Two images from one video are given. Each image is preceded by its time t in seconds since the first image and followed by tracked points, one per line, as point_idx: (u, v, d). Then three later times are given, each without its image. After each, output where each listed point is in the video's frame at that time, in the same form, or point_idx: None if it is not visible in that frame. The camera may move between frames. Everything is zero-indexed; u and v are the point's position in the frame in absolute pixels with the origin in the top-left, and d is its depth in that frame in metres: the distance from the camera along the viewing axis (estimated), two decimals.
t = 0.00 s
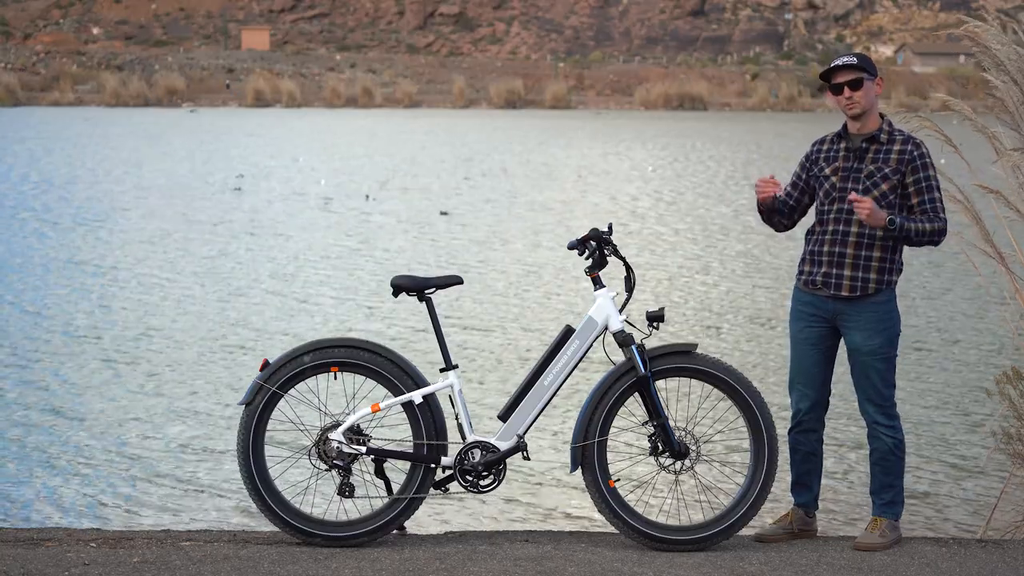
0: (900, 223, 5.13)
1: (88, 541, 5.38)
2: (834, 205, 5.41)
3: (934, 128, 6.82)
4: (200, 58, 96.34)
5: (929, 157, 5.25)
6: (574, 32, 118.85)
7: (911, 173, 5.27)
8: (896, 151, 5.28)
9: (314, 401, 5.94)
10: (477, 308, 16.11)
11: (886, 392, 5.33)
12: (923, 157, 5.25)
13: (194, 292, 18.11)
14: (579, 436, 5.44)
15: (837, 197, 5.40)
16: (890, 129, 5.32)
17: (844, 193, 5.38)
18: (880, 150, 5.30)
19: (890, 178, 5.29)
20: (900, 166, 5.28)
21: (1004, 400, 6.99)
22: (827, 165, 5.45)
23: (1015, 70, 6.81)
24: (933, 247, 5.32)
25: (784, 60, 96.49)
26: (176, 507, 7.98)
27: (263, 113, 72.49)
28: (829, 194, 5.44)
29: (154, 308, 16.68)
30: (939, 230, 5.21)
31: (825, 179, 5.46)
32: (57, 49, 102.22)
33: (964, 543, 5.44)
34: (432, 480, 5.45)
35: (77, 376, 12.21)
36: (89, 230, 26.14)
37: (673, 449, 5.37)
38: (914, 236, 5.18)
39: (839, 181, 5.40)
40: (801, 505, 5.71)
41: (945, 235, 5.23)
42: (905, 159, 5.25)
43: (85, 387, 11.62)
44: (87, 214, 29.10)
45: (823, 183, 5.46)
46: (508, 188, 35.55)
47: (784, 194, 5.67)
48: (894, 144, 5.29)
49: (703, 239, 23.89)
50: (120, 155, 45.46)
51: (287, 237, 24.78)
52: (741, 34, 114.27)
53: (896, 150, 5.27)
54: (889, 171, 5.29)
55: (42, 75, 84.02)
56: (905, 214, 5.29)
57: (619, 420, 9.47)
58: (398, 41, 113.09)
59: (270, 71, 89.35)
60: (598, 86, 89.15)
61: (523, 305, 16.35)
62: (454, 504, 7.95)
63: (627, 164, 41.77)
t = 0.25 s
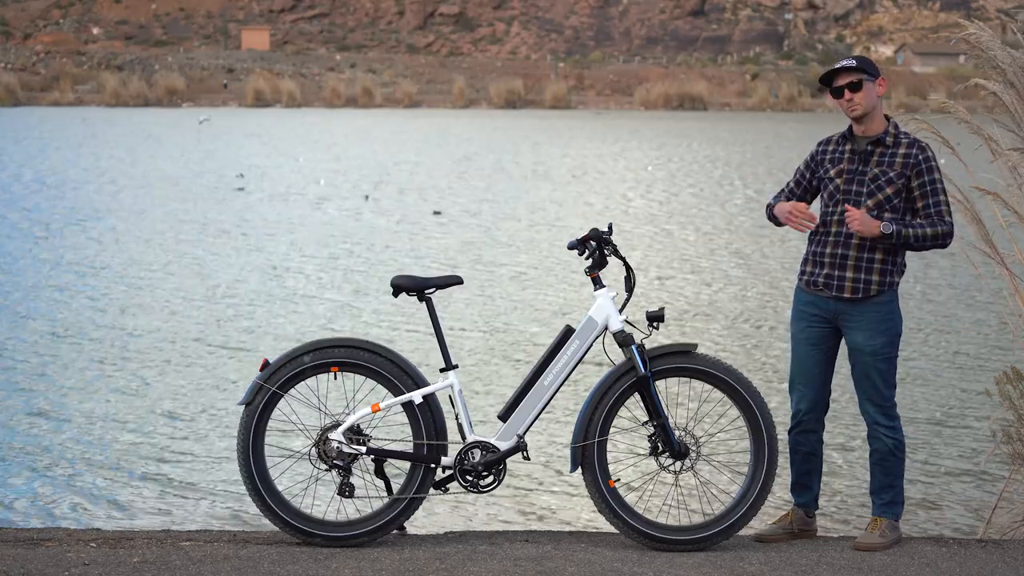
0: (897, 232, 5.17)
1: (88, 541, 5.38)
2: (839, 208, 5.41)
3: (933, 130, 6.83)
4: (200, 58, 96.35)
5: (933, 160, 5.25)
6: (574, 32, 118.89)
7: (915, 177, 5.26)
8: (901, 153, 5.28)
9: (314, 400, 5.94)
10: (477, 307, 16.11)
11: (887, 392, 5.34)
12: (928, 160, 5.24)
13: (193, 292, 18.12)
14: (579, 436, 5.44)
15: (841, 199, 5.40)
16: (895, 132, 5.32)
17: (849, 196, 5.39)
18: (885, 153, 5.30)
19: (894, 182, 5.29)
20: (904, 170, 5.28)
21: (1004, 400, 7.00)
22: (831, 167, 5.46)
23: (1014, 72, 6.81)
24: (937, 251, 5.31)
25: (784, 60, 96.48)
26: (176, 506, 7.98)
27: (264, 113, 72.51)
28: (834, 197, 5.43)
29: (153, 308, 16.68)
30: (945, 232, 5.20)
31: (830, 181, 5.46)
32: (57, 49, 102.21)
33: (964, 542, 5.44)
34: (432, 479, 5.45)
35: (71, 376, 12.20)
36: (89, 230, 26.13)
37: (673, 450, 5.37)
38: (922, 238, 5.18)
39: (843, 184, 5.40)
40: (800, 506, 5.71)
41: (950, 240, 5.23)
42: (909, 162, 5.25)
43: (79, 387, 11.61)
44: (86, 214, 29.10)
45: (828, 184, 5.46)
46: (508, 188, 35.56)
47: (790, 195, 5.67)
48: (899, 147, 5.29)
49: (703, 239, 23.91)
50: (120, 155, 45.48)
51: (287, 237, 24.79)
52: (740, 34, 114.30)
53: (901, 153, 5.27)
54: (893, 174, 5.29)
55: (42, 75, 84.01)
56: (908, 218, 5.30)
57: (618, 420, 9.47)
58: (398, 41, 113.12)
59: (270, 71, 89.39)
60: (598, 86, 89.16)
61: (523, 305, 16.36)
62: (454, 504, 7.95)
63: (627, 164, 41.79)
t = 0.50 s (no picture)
0: (893, 232, 5.17)
1: (88, 541, 5.39)
2: (841, 208, 5.42)
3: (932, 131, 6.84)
4: (200, 58, 96.34)
5: (933, 158, 5.24)
6: (574, 33, 118.94)
7: (914, 173, 5.25)
8: (901, 151, 5.27)
9: (315, 400, 5.94)
10: (477, 307, 16.10)
11: (890, 392, 5.33)
12: (926, 157, 5.23)
13: (193, 292, 18.13)
14: (579, 436, 5.44)
15: (843, 199, 5.41)
16: (893, 129, 5.31)
17: (851, 195, 5.39)
18: (884, 151, 5.29)
19: (893, 180, 5.29)
20: (904, 167, 5.27)
21: (1003, 400, 7.00)
22: (832, 166, 5.46)
23: (1010, 72, 6.80)
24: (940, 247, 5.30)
25: (784, 60, 96.41)
26: (176, 507, 7.96)
27: (263, 113, 72.51)
28: (835, 197, 5.44)
29: (153, 308, 16.68)
30: (946, 229, 5.18)
31: (830, 181, 5.47)
32: (56, 49, 102.22)
33: (965, 543, 5.43)
34: (432, 479, 5.45)
35: (70, 375, 12.20)
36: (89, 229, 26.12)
37: (672, 450, 5.37)
38: (919, 238, 5.18)
39: (844, 184, 5.40)
40: (800, 505, 5.71)
41: (951, 235, 5.20)
42: (908, 160, 5.24)
43: (76, 387, 11.61)
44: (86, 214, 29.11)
45: (829, 184, 5.47)
46: (508, 188, 35.52)
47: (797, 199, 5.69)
48: (897, 144, 5.28)
49: (702, 239, 23.89)
50: (120, 155, 45.47)
51: (287, 237, 24.77)
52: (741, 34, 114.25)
53: (899, 151, 5.26)
54: (892, 171, 5.28)
55: (42, 75, 84.00)
56: (907, 216, 5.30)
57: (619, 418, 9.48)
58: (398, 41, 113.15)
59: (270, 71, 89.36)
60: (599, 86, 89.13)
61: (522, 305, 16.36)
62: (454, 504, 7.96)
63: (627, 164, 41.78)
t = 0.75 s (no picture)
0: (896, 235, 5.18)
1: (88, 541, 5.39)
2: (846, 210, 5.42)
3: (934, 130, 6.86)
4: (200, 58, 96.37)
5: (937, 159, 5.24)
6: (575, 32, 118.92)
7: (917, 175, 5.25)
8: (903, 152, 5.26)
9: (316, 400, 5.93)
10: (477, 307, 16.10)
11: (895, 391, 5.33)
12: (929, 158, 5.23)
13: (193, 292, 18.13)
14: (579, 436, 5.44)
15: (847, 201, 5.41)
16: (896, 131, 5.31)
17: (855, 198, 5.39)
18: (887, 153, 5.30)
19: (897, 181, 5.29)
20: (906, 168, 5.27)
21: (1005, 401, 6.99)
22: (836, 168, 5.46)
23: (1011, 74, 6.87)
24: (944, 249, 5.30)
25: (784, 60, 96.35)
26: (177, 508, 7.96)
27: (263, 113, 72.52)
28: (839, 200, 5.44)
29: (153, 308, 16.67)
30: (947, 232, 5.18)
31: (834, 183, 5.46)
32: (57, 49, 102.26)
33: (965, 542, 5.44)
34: (432, 479, 5.45)
35: (67, 376, 12.21)
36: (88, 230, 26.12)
37: (674, 449, 5.37)
38: (922, 242, 5.18)
39: (848, 186, 5.40)
40: (801, 506, 5.71)
41: (955, 235, 5.20)
42: (911, 161, 5.24)
43: (75, 386, 11.62)
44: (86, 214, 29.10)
45: (833, 186, 5.47)
46: (508, 188, 35.51)
47: (803, 205, 5.71)
48: (901, 145, 5.28)
49: (702, 239, 23.89)
50: (119, 155, 45.46)
51: (287, 237, 24.78)
52: (741, 34, 114.22)
53: (903, 153, 5.26)
54: (895, 173, 5.29)
55: (42, 75, 83.99)
56: (912, 219, 5.30)
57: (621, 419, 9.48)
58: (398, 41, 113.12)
59: (270, 71, 89.40)
60: (598, 86, 89.09)
61: (523, 305, 16.35)
62: (454, 504, 7.97)
63: (627, 164, 41.75)
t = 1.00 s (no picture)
0: (903, 235, 5.18)
1: (88, 541, 5.38)
2: (850, 211, 5.42)
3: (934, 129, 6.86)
4: (200, 58, 96.39)
5: (940, 160, 5.25)
6: (575, 33, 118.91)
7: (921, 176, 5.26)
8: (908, 153, 5.27)
9: (316, 401, 5.93)
10: (477, 307, 16.10)
11: (898, 391, 5.33)
12: (932, 158, 5.24)
13: (193, 292, 18.13)
14: (580, 436, 5.45)
15: (851, 202, 5.40)
16: (899, 131, 5.31)
17: (860, 199, 5.38)
18: (891, 154, 5.30)
19: (901, 182, 5.30)
20: (910, 169, 5.28)
21: (1004, 400, 6.99)
22: (839, 169, 5.45)
23: (1013, 73, 6.86)
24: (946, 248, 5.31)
25: (784, 60, 96.34)
26: (176, 507, 7.96)
27: (263, 113, 72.53)
28: (843, 201, 5.43)
29: (152, 308, 16.66)
30: (951, 232, 5.20)
31: (837, 185, 5.46)
32: (57, 49, 102.28)
33: (965, 542, 5.44)
34: (432, 480, 5.45)
35: (61, 376, 12.20)
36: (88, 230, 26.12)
37: (673, 449, 5.37)
38: (928, 243, 5.19)
39: (852, 187, 5.40)
40: (801, 506, 5.71)
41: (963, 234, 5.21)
42: (915, 162, 5.25)
43: (71, 387, 11.61)
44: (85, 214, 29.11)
45: (837, 188, 5.46)
46: (507, 188, 35.51)
47: (806, 206, 5.70)
48: (904, 146, 5.29)
49: (702, 239, 23.89)
50: (119, 155, 45.48)
51: (287, 237, 24.78)
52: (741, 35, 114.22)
53: (906, 153, 5.26)
54: (899, 174, 5.29)
55: (42, 75, 83.98)
56: (916, 219, 5.31)
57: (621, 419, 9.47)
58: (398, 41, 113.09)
59: (270, 71, 89.42)
60: (599, 86, 89.08)
61: (523, 305, 16.35)
62: (454, 503, 7.97)
63: (628, 164, 41.75)
